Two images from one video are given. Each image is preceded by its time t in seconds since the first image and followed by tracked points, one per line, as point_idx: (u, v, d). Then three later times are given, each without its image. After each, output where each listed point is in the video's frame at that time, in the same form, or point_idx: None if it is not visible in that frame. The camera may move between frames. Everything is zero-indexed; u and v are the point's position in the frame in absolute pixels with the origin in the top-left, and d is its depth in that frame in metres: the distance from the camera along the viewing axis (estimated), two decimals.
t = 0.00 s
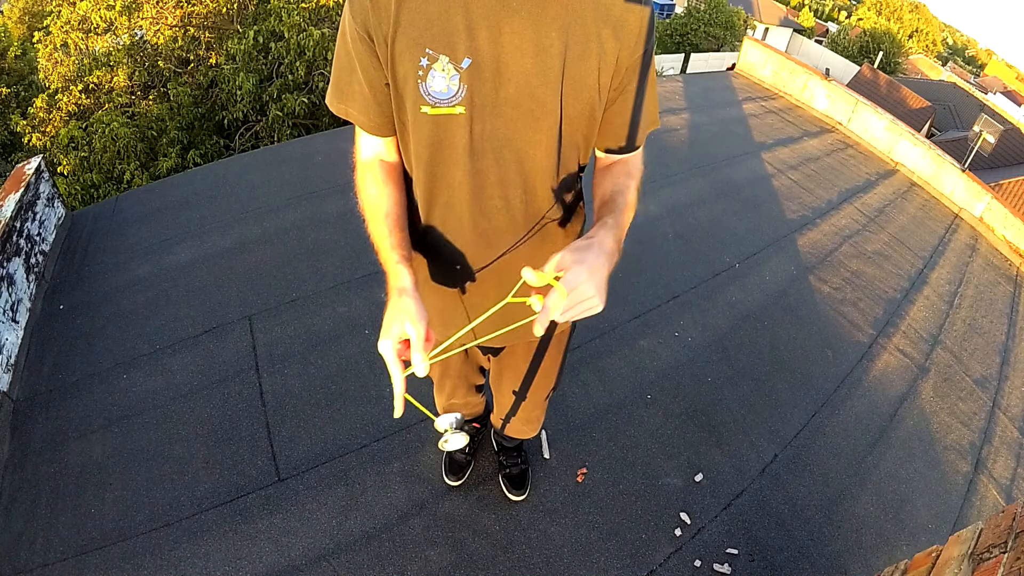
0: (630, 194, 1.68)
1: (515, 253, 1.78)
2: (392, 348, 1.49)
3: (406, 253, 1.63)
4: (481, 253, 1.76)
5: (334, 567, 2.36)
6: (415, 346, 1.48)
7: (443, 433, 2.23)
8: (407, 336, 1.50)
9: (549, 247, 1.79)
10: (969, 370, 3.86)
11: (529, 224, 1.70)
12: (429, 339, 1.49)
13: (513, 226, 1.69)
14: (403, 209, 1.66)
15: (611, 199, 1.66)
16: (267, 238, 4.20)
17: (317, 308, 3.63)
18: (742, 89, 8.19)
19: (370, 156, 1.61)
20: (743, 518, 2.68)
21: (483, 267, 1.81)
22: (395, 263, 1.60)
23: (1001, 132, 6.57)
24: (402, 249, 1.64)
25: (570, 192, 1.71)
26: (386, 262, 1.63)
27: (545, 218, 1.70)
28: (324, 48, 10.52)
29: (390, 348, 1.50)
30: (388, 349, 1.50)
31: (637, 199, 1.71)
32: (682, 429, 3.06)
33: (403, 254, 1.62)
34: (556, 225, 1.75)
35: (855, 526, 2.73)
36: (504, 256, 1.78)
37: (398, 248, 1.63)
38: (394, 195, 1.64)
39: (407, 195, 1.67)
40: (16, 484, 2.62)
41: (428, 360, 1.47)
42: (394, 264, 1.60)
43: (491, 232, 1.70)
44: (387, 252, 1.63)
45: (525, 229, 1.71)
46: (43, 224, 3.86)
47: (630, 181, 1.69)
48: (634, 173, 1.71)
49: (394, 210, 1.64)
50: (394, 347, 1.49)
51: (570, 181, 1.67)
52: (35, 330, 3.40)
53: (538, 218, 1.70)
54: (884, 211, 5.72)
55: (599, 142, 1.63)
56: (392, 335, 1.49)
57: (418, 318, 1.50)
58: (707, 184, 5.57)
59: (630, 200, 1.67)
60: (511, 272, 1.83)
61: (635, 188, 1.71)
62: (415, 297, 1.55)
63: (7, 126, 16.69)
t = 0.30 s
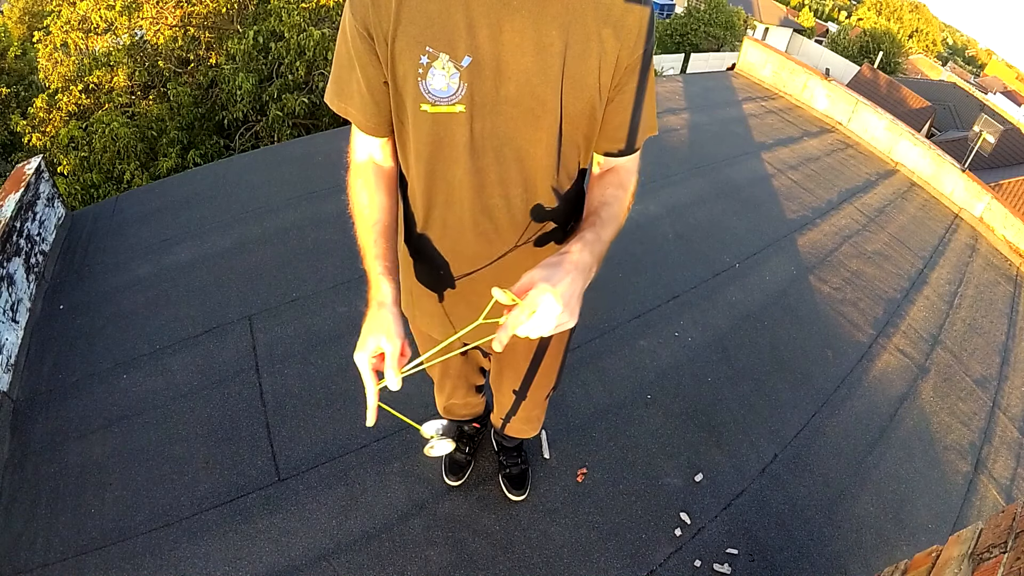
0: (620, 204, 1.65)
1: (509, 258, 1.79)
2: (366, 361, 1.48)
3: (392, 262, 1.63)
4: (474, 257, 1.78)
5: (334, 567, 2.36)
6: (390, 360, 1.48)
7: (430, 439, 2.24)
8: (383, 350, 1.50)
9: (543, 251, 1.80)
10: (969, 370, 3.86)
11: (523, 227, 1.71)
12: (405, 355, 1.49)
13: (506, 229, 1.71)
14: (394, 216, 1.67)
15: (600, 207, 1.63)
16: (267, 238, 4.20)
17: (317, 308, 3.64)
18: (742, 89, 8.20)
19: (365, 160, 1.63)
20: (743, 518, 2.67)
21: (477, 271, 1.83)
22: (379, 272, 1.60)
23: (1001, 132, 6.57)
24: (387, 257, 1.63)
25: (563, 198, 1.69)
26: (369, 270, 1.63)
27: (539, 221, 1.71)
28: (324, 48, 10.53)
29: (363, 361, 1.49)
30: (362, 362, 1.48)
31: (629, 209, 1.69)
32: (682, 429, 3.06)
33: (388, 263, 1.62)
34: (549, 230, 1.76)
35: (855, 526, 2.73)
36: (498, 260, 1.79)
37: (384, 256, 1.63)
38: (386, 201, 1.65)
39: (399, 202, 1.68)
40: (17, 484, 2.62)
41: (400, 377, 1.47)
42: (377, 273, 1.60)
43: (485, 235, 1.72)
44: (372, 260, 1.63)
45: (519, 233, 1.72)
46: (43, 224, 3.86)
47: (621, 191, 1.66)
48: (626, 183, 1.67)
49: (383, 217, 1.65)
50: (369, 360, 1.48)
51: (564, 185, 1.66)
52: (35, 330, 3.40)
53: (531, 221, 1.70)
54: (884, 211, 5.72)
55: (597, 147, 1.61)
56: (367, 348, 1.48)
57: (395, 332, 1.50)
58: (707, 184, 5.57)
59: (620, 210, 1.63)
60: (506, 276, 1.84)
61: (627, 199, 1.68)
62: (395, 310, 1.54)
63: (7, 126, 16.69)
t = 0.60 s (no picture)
0: (616, 206, 1.61)
1: (505, 253, 1.76)
2: (347, 348, 1.47)
3: (380, 253, 1.62)
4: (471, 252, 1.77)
5: (334, 567, 2.36)
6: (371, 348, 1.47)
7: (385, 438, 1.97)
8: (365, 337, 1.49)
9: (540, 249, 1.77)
10: (969, 370, 3.86)
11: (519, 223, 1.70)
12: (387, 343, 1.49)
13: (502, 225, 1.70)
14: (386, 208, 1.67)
15: (596, 206, 1.59)
16: (267, 238, 4.20)
17: (317, 308, 3.64)
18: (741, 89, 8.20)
19: (360, 154, 1.62)
20: (743, 518, 2.68)
21: (474, 268, 1.80)
22: (367, 262, 1.59)
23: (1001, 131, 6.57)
24: (376, 247, 1.62)
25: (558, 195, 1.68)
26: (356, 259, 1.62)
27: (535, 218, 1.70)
28: (324, 48, 10.54)
29: (344, 347, 1.47)
30: (342, 348, 1.47)
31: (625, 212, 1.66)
32: (682, 429, 3.06)
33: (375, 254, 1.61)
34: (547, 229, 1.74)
35: (855, 526, 2.73)
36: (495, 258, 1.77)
37: (372, 247, 1.62)
38: (378, 194, 1.65)
39: (392, 195, 1.68)
40: (16, 484, 2.62)
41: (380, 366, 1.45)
42: (365, 262, 1.60)
43: (481, 231, 1.70)
44: (360, 250, 1.62)
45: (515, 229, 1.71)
46: (43, 224, 3.86)
47: (617, 192, 1.63)
48: (622, 184, 1.65)
49: (374, 209, 1.64)
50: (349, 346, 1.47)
51: (563, 183, 1.65)
52: (35, 330, 3.40)
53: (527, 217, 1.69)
54: (884, 211, 5.72)
55: (597, 147, 1.60)
56: (349, 334, 1.46)
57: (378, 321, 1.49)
58: (707, 184, 5.57)
59: (616, 211, 1.61)
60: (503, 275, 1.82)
61: (623, 201, 1.65)
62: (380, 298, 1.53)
63: (7, 126, 16.70)
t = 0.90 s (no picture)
0: (623, 192, 1.64)
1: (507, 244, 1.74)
2: (348, 308, 1.39)
3: (380, 229, 1.60)
4: (474, 244, 1.74)
5: (334, 567, 2.36)
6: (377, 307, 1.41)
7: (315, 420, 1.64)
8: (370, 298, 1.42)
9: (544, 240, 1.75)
10: (969, 370, 3.86)
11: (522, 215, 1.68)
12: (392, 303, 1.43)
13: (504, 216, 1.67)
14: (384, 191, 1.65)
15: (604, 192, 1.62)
16: (267, 238, 4.20)
17: (317, 308, 3.64)
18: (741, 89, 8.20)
19: (358, 143, 1.62)
20: (743, 518, 2.68)
21: (473, 259, 1.78)
22: (366, 236, 1.56)
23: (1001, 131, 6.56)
24: (375, 223, 1.60)
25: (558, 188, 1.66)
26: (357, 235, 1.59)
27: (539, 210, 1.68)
28: (324, 48, 10.54)
29: (345, 309, 1.38)
30: (343, 311, 1.38)
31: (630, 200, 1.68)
32: (682, 429, 3.06)
33: (376, 229, 1.58)
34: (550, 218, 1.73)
35: (855, 526, 2.73)
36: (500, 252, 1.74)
37: (372, 223, 1.60)
38: (375, 180, 1.64)
39: (390, 182, 1.67)
40: (16, 484, 2.62)
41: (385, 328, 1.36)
42: (365, 235, 1.57)
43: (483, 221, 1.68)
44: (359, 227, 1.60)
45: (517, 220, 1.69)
46: (43, 224, 3.86)
47: (623, 180, 1.65)
48: (628, 173, 1.67)
49: (371, 191, 1.63)
50: (352, 306, 1.39)
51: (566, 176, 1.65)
52: (35, 330, 3.40)
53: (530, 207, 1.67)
54: (884, 211, 5.72)
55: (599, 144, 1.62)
56: (353, 291, 1.39)
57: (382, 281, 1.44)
58: (707, 184, 5.57)
59: (625, 196, 1.63)
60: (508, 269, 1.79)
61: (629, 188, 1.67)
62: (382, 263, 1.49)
63: (7, 126, 16.70)
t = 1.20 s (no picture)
0: (633, 179, 1.66)
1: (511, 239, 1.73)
2: (377, 268, 1.34)
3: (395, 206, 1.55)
4: (474, 243, 1.73)
5: (334, 567, 2.36)
6: (410, 267, 1.39)
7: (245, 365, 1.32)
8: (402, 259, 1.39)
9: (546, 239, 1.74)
10: (969, 370, 3.86)
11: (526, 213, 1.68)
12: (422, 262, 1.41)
13: (505, 214, 1.67)
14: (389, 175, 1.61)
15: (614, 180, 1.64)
16: (267, 238, 4.20)
17: (317, 308, 3.64)
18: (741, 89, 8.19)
19: (358, 136, 1.61)
20: (743, 518, 2.68)
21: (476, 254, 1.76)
22: (380, 211, 1.52)
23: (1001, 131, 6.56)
24: (388, 200, 1.55)
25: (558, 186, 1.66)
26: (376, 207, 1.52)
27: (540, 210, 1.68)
28: (324, 48, 10.54)
29: (374, 271, 1.33)
30: (372, 273, 1.33)
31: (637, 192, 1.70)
32: (682, 429, 3.06)
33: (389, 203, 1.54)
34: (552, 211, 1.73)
35: (855, 526, 2.73)
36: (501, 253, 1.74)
37: (386, 200, 1.54)
38: (379, 166, 1.60)
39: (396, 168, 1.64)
40: (16, 484, 2.62)
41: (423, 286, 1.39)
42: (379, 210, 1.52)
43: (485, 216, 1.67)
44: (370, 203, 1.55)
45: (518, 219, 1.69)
46: (43, 224, 3.87)
47: (631, 167, 1.68)
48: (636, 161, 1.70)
49: (378, 173, 1.59)
50: (382, 266, 1.34)
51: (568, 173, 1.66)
52: (35, 330, 3.40)
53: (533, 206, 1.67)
54: (884, 211, 5.72)
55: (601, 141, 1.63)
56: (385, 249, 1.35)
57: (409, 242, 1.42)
58: (707, 183, 5.57)
59: (635, 184, 1.66)
60: (510, 267, 1.79)
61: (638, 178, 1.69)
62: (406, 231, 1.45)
63: (7, 126, 16.69)
